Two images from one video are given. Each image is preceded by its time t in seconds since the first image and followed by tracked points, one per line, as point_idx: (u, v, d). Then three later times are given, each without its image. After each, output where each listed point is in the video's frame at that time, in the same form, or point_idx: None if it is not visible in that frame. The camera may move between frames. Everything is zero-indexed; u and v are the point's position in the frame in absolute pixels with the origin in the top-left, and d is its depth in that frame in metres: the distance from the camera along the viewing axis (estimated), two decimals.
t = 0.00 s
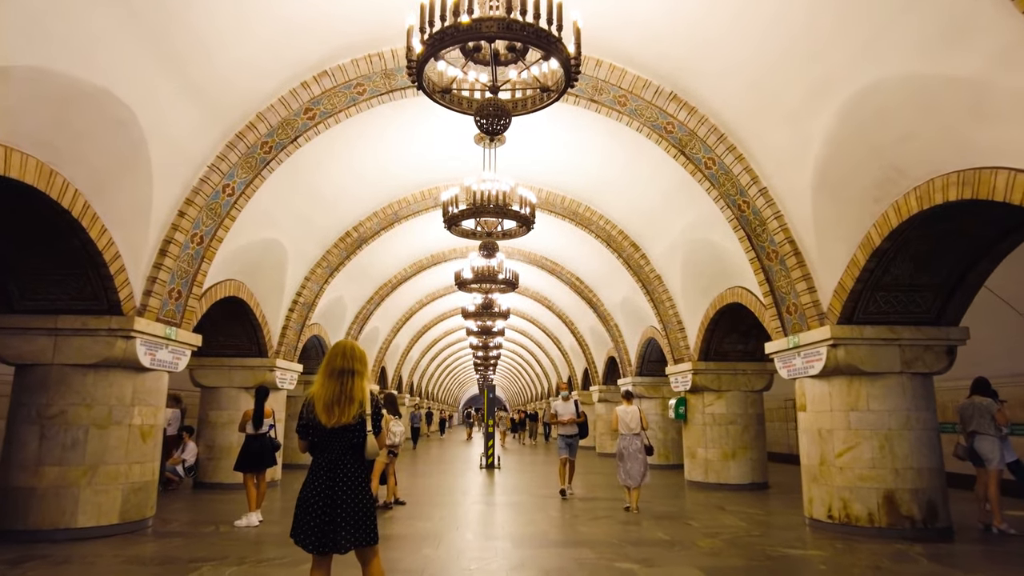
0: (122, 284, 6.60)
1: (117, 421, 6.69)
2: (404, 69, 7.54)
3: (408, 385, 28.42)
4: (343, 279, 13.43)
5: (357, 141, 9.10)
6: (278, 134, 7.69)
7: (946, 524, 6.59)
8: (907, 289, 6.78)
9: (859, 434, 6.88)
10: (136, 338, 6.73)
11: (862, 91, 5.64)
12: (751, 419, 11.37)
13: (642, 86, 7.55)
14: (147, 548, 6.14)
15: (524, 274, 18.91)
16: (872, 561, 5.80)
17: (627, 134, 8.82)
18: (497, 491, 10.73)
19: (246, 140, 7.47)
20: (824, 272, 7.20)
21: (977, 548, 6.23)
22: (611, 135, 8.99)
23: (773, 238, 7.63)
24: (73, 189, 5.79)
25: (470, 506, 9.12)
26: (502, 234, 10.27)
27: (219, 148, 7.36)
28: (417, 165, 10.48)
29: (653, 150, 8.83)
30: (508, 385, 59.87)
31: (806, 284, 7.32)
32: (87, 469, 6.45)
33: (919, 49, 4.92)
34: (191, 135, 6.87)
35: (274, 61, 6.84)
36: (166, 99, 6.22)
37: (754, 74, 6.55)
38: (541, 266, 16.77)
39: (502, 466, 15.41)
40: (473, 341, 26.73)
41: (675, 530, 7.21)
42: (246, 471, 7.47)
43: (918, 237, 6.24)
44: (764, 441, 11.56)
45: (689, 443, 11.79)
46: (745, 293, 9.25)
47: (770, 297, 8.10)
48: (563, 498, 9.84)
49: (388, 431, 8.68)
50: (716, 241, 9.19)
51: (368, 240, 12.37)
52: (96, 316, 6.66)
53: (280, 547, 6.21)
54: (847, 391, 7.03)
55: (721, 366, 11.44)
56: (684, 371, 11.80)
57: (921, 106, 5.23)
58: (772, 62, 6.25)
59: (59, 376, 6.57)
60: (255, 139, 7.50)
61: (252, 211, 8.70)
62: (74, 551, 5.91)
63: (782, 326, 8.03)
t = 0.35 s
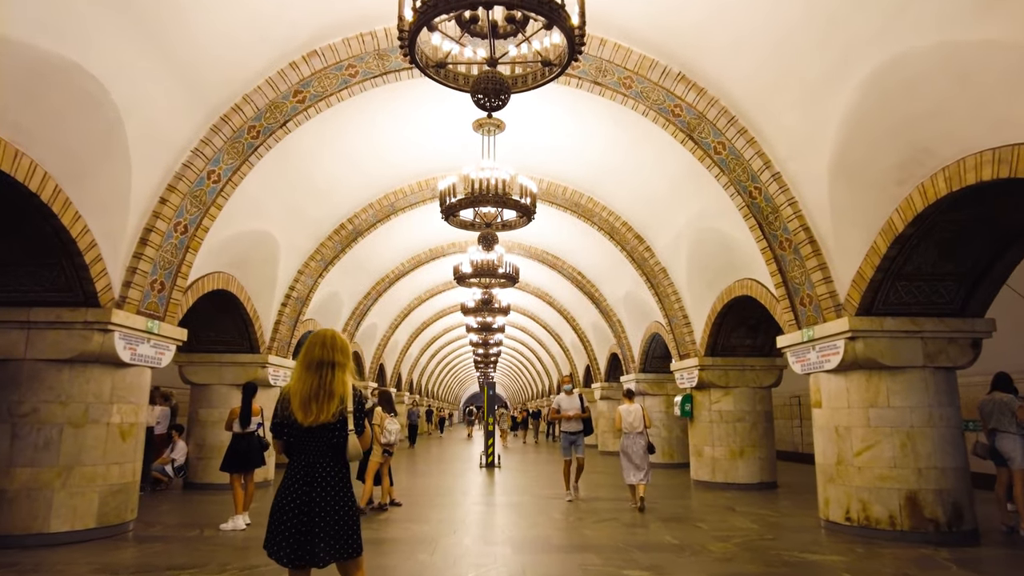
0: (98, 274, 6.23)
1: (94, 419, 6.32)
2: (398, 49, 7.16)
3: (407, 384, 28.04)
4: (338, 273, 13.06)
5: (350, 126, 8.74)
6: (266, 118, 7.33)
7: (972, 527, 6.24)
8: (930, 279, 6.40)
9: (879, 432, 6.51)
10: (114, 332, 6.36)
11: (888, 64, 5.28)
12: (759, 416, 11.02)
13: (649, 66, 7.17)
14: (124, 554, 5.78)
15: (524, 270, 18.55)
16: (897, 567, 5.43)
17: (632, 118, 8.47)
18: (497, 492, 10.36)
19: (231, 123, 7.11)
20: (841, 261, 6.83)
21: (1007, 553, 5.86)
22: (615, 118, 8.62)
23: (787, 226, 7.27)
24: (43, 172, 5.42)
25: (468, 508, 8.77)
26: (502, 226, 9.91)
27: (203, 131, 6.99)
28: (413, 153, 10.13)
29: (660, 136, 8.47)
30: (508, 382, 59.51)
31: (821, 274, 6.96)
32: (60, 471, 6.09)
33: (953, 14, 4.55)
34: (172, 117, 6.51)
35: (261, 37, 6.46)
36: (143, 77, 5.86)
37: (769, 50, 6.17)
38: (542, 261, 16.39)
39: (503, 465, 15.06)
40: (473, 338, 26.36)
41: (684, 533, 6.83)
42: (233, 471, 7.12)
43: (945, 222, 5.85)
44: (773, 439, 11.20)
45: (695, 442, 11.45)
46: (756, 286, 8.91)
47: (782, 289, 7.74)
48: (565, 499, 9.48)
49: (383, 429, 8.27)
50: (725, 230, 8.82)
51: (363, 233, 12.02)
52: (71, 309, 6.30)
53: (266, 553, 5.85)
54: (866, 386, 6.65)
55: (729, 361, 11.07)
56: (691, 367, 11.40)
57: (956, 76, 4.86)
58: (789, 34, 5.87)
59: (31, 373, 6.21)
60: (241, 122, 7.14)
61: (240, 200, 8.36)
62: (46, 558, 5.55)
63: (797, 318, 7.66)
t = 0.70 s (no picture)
0: (67, 264, 5.83)
1: (65, 420, 5.92)
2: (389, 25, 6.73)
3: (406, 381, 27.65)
4: (332, 267, 12.65)
5: (340, 109, 8.34)
6: (249, 99, 6.93)
7: (1004, 531, 5.83)
8: (958, 266, 5.98)
9: (903, 429, 6.10)
10: (86, 327, 5.96)
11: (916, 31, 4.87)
12: (768, 413, 10.61)
13: (655, 42, 6.75)
14: (94, 565, 5.38)
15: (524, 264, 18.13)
16: None
17: (636, 99, 8.07)
18: (496, 493, 9.96)
19: (212, 105, 6.70)
20: (860, 247, 6.42)
21: None
22: (618, 100, 8.21)
23: (801, 211, 6.87)
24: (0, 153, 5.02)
25: (466, 511, 8.35)
26: (501, 215, 9.50)
27: (181, 112, 6.61)
28: (408, 140, 9.72)
29: (666, 117, 8.08)
30: (509, 379, 59.09)
31: (839, 261, 6.57)
32: (27, 476, 5.70)
33: None
34: (146, 97, 6.10)
35: (240, 11, 6.05)
36: (111, 52, 5.45)
37: (786, 20, 5.75)
38: (542, 255, 15.96)
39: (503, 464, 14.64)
40: (472, 334, 25.96)
41: (694, 538, 6.43)
42: (215, 474, 6.71)
43: (976, 204, 5.44)
44: (782, 436, 10.80)
45: (702, 440, 11.05)
46: (768, 276, 8.53)
47: (796, 278, 7.35)
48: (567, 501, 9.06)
49: (375, 429, 7.90)
50: (735, 217, 8.41)
51: (357, 225, 11.62)
52: (39, 303, 5.90)
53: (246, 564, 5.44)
54: (888, 381, 6.24)
55: (737, 356, 10.66)
56: (697, 362, 11.00)
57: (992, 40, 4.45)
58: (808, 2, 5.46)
59: None
60: (222, 103, 6.75)
61: (224, 186, 7.98)
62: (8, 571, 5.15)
63: (812, 309, 7.26)
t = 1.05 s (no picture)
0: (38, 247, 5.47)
1: (37, 415, 5.55)
2: None
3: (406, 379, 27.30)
4: (328, 259, 12.29)
5: (337, 90, 7.98)
6: (238, 77, 6.57)
7: None
8: (993, 252, 5.60)
9: (934, 426, 5.70)
10: (61, 315, 5.59)
11: None
12: (780, 410, 10.21)
13: (667, 16, 6.34)
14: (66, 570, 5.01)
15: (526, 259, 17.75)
16: None
17: (645, 78, 7.69)
18: (498, 493, 9.57)
19: (197, 81, 6.31)
20: (887, 232, 6.03)
21: None
22: (627, 80, 7.84)
23: (822, 194, 6.49)
24: None
25: (467, 512, 7.97)
26: (503, 203, 9.13)
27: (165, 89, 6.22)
28: (406, 125, 9.35)
29: (678, 97, 7.70)
30: (510, 377, 58.73)
31: (863, 248, 6.18)
32: None
33: None
34: (124, 71, 5.73)
35: None
36: (84, 18, 5.08)
37: None
38: (545, 249, 15.57)
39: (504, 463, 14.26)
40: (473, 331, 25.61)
41: (709, 542, 6.05)
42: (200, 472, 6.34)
43: (1016, 183, 5.05)
44: (795, 434, 10.41)
45: (711, 438, 10.66)
46: (784, 267, 8.16)
47: (815, 267, 6.96)
48: (571, 501, 8.68)
49: (372, 425, 7.52)
50: (750, 203, 8.04)
51: (354, 215, 11.26)
52: (10, 288, 5.55)
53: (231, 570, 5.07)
54: (917, 374, 5.85)
55: (748, 351, 10.29)
56: (706, 358, 10.62)
57: None
58: None
59: None
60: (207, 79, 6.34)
61: (213, 169, 7.62)
62: None
63: (833, 299, 6.87)
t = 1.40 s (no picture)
0: None
1: (4, 415, 5.16)
2: None
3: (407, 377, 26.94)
4: (326, 253, 11.90)
5: (333, 72, 7.60)
6: (224, 55, 6.17)
7: None
8: None
9: (970, 432, 5.28)
10: (30, 307, 5.20)
11: None
12: (794, 411, 9.81)
13: None
14: None
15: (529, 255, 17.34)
16: None
17: (658, 61, 7.29)
18: (500, 497, 9.18)
19: (180, 58, 5.89)
20: (920, 223, 5.61)
21: None
22: (638, 63, 7.45)
23: (848, 182, 6.07)
24: None
25: (467, 518, 7.58)
26: (506, 194, 8.71)
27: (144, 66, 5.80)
28: (405, 113, 8.95)
29: (692, 80, 7.28)
30: (512, 376, 58.16)
31: (892, 239, 5.76)
32: None
33: None
34: (98, 44, 5.37)
35: None
36: None
37: None
38: (549, 245, 15.15)
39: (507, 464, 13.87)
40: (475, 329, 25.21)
41: (726, 554, 5.65)
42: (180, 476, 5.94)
43: None
44: (809, 437, 10.00)
45: (722, 440, 10.25)
46: (802, 261, 7.76)
47: (837, 260, 6.54)
48: (577, 507, 8.28)
49: (367, 427, 7.10)
50: (768, 193, 7.66)
51: (351, 207, 10.87)
52: None
53: None
54: (952, 375, 5.42)
55: (761, 350, 9.89)
56: (717, 357, 10.21)
57: None
58: None
59: None
60: (191, 57, 5.94)
61: (199, 156, 7.23)
62: None
63: (858, 296, 6.45)
